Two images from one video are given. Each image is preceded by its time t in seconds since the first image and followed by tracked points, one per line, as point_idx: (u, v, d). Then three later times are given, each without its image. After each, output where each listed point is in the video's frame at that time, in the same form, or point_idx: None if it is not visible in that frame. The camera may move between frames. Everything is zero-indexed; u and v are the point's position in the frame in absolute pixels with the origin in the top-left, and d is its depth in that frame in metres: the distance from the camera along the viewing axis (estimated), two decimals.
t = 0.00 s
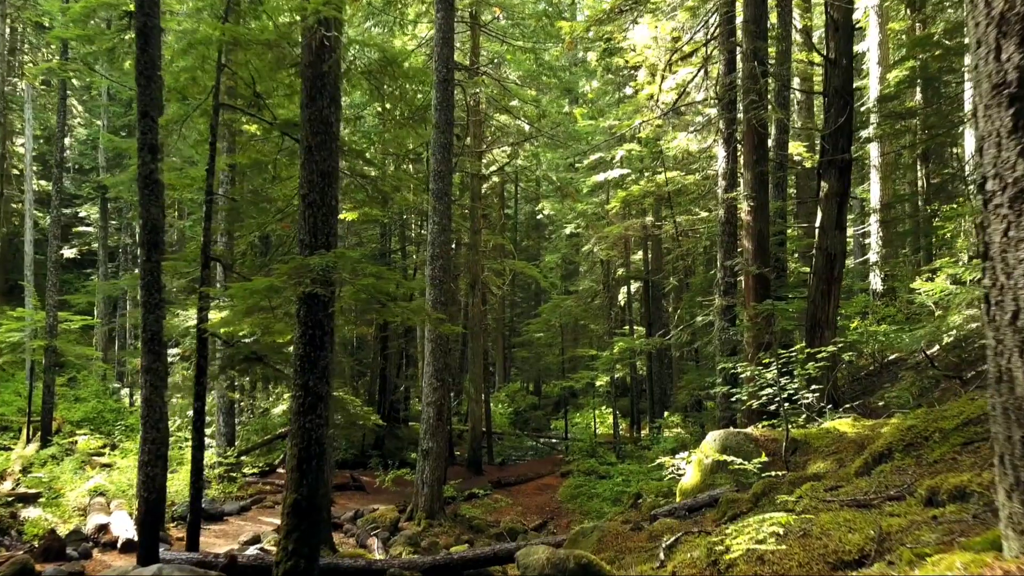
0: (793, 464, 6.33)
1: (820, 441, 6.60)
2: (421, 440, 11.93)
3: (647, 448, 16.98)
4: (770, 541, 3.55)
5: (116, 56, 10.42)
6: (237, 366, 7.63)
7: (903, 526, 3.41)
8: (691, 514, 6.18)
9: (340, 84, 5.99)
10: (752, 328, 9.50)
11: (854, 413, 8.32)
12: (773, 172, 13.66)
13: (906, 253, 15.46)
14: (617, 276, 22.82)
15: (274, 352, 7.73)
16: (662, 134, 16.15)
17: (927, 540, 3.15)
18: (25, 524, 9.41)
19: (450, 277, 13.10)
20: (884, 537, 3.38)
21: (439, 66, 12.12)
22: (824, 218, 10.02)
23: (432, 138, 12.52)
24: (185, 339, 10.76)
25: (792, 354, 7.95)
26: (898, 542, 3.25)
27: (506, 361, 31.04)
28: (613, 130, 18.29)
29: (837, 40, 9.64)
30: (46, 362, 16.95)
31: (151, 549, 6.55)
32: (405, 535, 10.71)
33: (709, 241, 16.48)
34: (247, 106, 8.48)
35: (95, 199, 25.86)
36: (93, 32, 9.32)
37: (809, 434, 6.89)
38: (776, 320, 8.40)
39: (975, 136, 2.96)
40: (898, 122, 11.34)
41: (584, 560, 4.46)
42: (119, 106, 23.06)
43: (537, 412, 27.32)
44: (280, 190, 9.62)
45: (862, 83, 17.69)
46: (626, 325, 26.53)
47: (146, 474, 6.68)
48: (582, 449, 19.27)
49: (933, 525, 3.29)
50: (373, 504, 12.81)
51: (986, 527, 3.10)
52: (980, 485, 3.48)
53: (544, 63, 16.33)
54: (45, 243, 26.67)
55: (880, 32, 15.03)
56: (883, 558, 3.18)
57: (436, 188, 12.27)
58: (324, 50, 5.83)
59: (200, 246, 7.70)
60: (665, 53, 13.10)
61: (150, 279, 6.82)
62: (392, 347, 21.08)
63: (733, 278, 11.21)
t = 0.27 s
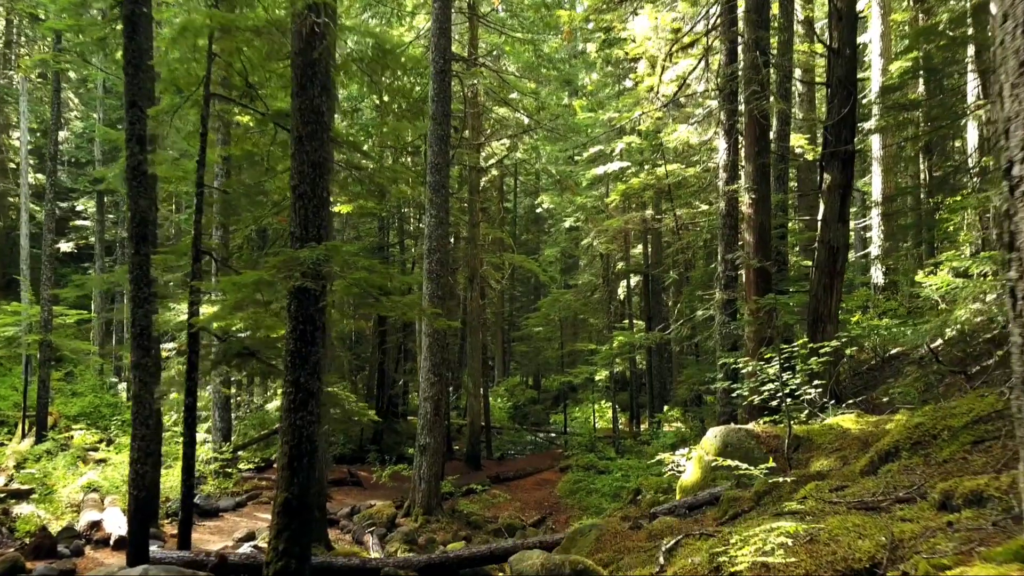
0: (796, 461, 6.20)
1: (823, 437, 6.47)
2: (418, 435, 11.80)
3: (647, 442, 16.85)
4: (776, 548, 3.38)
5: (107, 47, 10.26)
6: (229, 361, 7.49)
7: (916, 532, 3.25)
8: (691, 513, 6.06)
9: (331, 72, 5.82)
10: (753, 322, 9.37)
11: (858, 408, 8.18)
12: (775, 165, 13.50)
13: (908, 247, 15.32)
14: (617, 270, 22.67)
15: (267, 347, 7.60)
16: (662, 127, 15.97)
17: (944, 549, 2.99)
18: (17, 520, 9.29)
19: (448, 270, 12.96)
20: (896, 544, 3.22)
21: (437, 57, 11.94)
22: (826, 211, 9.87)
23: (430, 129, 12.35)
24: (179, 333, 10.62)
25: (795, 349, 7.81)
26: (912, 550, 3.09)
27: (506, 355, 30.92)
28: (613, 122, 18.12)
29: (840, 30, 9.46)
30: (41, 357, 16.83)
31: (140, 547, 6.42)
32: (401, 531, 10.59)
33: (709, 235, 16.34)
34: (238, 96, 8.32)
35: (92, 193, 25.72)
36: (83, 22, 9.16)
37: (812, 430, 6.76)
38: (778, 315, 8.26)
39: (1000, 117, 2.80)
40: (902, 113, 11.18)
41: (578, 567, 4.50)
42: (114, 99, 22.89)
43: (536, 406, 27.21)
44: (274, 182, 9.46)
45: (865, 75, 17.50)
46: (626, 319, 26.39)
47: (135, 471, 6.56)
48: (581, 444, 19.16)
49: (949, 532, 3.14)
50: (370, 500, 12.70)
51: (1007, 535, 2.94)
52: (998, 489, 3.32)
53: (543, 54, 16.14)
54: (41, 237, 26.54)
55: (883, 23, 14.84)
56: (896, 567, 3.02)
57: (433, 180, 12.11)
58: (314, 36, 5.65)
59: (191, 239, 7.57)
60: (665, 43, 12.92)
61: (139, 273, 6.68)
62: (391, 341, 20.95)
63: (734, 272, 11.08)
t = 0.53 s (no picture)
0: (798, 457, 6.08)
1: (826, 432, 6.34)
2: (415, 429, 11.69)
3: (646, 435, 16.74)
4: (783, 553, 3.21)
5: (98, 35, 10.09)
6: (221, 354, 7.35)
7: (931, 539, 3.09)
8: (691, 509, 5.93)
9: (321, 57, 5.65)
10: (755, 315, 9.23)
11: (861, 402, 8.06)
12: (776, 155, 13.33)
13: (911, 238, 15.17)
14: (617, 262, 22.51)
15: (259, 340, 7.47)
16: (662, 117, 15.80)
17: (962, 558, 2.83)
18: (9, 515, 9.18)
19: (445, 262, 12.81)
20: (910, 551, 3.05)
21: (433, 45, 11.74)
22: (829, 201, 9.72)
23: (427, 119, 12.16)
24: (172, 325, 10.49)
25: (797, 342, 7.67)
26: (927, 557, 2.93)
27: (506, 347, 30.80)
28: (613, 112, 17.92)
29: (844, 17, 9.27)
30: (37, 349, 16.72)
31: (129, 544, 6.29)
32: (398, 525, 10.49)
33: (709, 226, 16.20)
34: (230, 84, 8.15)
35: (88, 184, 25.57)
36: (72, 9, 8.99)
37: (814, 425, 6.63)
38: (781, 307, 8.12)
39: None
40: (905, 102, 11.01)
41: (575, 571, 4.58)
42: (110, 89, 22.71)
43: (536, 398, 27.10)
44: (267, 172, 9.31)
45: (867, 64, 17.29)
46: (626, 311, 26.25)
47: (124, 466, 6.42)
48: (581, 437, 19.05)
49: (967, 539, 2.97)
50: (367, 493, 12.60)
51: None
52: (1018, 495, 3.17)
53: (542, 43, 15.94)
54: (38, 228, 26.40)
55: (886, 11, 14.63)
56: None
57: (430, 171, 11.94)
58: (303, 21, 5.48)
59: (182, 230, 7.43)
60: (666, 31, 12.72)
61: (128, 265, 6.55)
62: (389, 334, 20.83)
63: (735, 264, 10.93)
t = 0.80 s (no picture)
0: (800, 451, 5.94)
1: (830, 425, 6.19)
2: (412, 420, 11.54)
3: (646, 426, 16.61)
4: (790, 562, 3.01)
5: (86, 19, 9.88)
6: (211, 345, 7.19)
7: (949, 549, 2.89)
8: (691, 504, 5.78)
9: (309, 39, 5.45)
10: (756, 305, 9.07)
11: (864, 394, 7.91)
12: (778, 142, 13.12)
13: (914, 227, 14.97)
14: (616, 251, 22.32)
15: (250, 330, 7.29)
16: (662, 104, 15.58)
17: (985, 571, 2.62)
18: None
19: (442, 251, 12.62)
20: (926, 561, 2.86)
21: (429, 29, 11.51)
22: (832, 189, 9.54)
23: (422, 105, 11.94)
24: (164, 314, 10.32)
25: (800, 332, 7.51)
26: (946, 569, 2.73)
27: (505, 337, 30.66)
28: (612, 100, 17.69)
29: None
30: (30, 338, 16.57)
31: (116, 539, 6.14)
32: (394, 518, 10.36)
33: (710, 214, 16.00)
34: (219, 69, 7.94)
35: (84, 173, 25.37)
36: None
37: (817, 417, 6.48)
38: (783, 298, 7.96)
39: None
40: (910, 88, 10.81)
41: None
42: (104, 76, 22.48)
43: (535, 388, 26.97)
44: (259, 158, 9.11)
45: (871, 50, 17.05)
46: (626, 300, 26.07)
47: (111, 460, 6.26)
48: (579, 427, 18.92)
49: (989, 550, 2.77)
50: (363, 485, 12.47)
51: None
52: None
53: (540, 29, 15.68)
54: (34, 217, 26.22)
55: None
56: None
57: (426, 158, 11.72)
58: None
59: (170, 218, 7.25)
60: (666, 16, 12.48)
61: (113, 254, 6.37)
62: (386, 324, 20.67)
63: (736, 253, 10.76)
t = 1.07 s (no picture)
0: (803, 447, 5.82)
1: (833, 420, 6.06)
2: (408, 413, 11.41)
3: (645, 417, 16.48)
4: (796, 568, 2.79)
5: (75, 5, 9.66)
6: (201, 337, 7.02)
7: (967, 556, 2.67)
8: (691, 501, 5.66)
9: (298, 21, 5.26)
10: (758, 296, 8.92)
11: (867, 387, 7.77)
12: (781, 131, 12.92)
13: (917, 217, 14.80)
14: (616, 241, 22.13)
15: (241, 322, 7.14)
16: (663, 92, 15.35)
17: None
18: None
19: (439, 242, 12.46)
20: (944, 571, 2.63)
21: (426, 15, 11.29)
22: (835, 179, 9.38)
23: (419, 93, 11.73)
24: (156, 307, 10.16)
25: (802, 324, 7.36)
26: None
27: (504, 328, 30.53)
28: (612, 88, 17.46)
29: None
30: (25, 330, 16.41)
31: (105, 536, 6.03)
32: (391, 511, 10.24)
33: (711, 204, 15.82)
34: (209, 54, 7.75)
35: (80, 163, 25.16)
36: None
37: (820, 412, 6.34)
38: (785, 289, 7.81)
39: None
40: (915, 75, 10.61)
41: None
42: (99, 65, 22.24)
43: (534, 379, 26.86)
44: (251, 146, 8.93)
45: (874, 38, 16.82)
46: (625, 291, 25.93)
47: (98, 455, 6.11)
48: (579, 418, 18.80)
49: (1012, 559, 2.55)
50: (360, 477, 12.36)
51: None
52: None
53: (540, 16, 15.45)
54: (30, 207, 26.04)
55: None
56: None
57: (422, 147, 11.54)
58: None
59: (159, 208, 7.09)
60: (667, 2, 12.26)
61: (99, 244, 6.20)
62: (385, 315, 20.51)
63: (738, 243, 10.60)
